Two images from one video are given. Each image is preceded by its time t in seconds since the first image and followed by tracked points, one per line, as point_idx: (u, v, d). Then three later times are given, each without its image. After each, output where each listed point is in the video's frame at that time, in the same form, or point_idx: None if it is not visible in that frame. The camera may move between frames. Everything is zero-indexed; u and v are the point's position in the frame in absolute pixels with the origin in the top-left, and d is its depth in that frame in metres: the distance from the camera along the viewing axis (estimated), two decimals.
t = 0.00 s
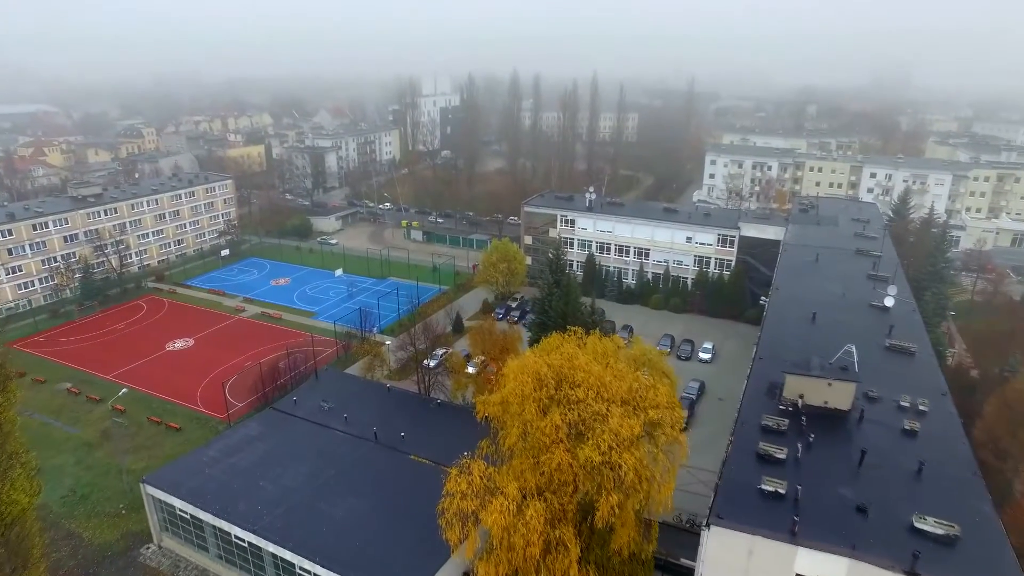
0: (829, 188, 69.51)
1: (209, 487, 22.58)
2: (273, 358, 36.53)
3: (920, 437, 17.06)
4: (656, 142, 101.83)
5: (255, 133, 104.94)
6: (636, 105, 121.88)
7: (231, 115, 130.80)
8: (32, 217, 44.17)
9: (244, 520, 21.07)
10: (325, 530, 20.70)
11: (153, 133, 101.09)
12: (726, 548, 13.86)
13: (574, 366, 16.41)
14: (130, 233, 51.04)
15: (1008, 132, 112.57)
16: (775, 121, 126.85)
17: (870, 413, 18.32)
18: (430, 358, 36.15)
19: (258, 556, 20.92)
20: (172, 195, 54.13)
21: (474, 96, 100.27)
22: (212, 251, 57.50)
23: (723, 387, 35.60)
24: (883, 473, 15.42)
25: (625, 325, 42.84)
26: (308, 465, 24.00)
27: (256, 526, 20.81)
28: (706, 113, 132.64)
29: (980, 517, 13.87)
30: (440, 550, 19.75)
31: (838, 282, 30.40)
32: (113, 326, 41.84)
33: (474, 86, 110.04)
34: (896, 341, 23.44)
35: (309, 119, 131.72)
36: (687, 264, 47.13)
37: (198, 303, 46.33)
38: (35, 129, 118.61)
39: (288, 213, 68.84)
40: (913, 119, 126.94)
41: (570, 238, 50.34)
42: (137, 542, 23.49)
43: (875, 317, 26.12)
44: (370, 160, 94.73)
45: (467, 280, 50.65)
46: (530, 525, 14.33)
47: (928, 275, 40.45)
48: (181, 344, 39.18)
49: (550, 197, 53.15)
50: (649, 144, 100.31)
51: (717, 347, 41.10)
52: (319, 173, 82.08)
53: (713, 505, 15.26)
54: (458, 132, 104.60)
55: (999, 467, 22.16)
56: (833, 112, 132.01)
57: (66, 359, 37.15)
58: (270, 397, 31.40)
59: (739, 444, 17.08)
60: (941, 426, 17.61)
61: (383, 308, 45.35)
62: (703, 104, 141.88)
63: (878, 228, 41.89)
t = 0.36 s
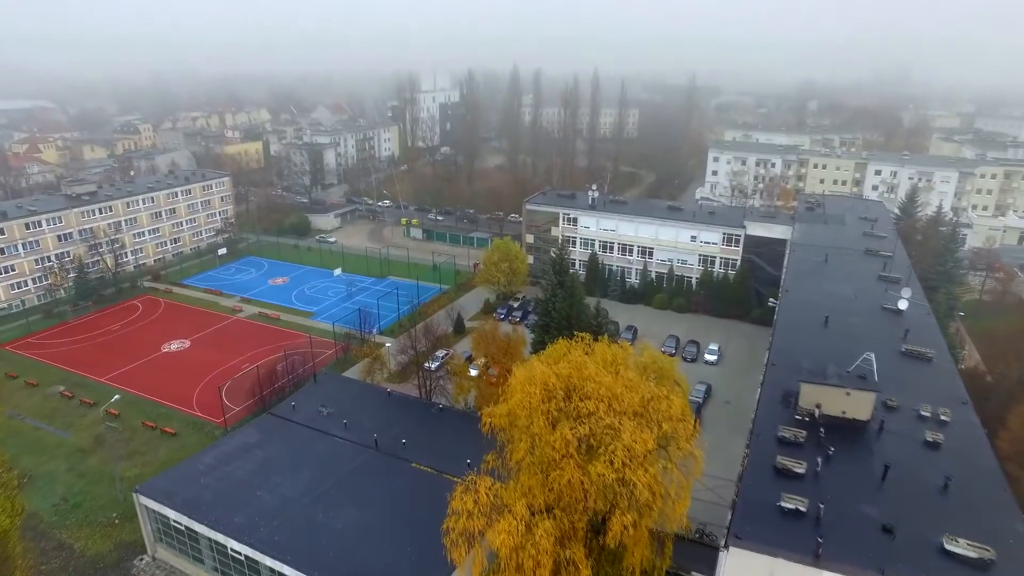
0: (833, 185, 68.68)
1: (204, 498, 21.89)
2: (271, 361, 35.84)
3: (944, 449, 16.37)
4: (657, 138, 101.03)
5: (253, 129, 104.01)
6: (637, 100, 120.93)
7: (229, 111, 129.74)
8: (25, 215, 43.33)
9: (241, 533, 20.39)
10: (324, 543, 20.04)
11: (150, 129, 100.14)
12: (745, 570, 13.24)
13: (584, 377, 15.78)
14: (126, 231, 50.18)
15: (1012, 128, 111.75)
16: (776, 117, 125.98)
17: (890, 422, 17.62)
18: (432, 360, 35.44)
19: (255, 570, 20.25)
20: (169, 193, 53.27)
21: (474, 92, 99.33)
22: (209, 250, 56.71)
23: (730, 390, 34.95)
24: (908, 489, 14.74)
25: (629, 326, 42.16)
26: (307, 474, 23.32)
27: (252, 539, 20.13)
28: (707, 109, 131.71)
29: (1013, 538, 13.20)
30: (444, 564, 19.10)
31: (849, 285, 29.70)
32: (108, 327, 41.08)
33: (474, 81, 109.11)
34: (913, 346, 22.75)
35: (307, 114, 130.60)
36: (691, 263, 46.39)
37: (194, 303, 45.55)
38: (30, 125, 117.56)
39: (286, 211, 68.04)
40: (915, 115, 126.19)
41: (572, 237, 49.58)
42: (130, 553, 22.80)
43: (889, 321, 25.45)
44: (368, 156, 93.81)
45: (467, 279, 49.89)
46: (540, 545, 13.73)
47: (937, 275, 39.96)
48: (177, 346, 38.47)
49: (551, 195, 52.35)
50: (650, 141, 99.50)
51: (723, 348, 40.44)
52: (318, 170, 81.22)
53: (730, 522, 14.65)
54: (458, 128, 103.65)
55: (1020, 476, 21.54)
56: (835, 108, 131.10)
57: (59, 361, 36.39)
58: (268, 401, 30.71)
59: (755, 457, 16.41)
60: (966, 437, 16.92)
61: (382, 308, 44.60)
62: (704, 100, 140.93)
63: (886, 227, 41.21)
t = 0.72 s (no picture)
0: (837, 183, 67.87)
1: (199, 509, 21.20)
2: (269, 363, 35.08)
3: (971, 464, 15.66)
4: (659, 135, 100.12)
5: (251, 125, 102.95)
6: (638, 96, 119.92)
7: (227, 107, 128.66)
8: (18, 214, 42.44)
9: (237, 547, 19.68)
10: (323, 558, 19.35)
11: (146, 126, 99.11)
12: None
13: (595, 390, 15.12)
14: (121, 230, 49.31)
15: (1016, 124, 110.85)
16: (779, 113, 125.03)
17: (912, 435, 16.92)
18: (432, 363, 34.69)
19: None
20: (165, 191, 52.39)
21: (474, 88, 98.33)
22: (206, 248, 55.89)
23: (737, 393, 34.26)
24: (936, 508, 14.04)
25: (634, 327, 41.43)
26: (305, 485, 22.63)
27: (249, 553, 19.43)
28: (708, 105, 130.71)
29: None
30: None
31: (861, 287, 28.97)
32: (103, 329, 40.26)
33: (474, 77, 108.04)
34: (931, 352, 22.03)
35: (306, 110, 129.59)
36: (696, 263, 45.68)
37: (191, 303, 44.73)
38: (25, 121, 116.42)
39: (284, 209, 67.20)
40: (918, 111, 125.33)
41: (575, 236, 48.83)
42: (124, 565, 22.12)
43: (904, 325, 24.74)
44: (367, 153, 92.87)
45: (468, 279, 49.09)
46: (551, 570, 13.09)
47: (948, 276, 39.36)
48: (173, 348, 37.70)
49: (554, 193, 51.55)
50: (652, 137, 98.59)
51: (729, 349, 39.75)
52: (316, 167, 80.32)
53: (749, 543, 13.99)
54: (458, 124, 102.72)
55: None
56: (838, 104, 130.18)
57: (52, 363, 35.63)
58: (265, 406, 30.00)
59: (773, 472, 15.71)
60: (992, 451, 16.21)
61: (382, 309, 43.86)
62: (705, 95, 139.89)
63: (895, 226, 40.48)
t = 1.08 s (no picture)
0: (842, 180, 67.05)
1: (194, 523, 20.49)
2: (267, 367, 34.36)
3: (1000, 480, 14.94)
4: (661, 131, 99.12)
5: (248, 122, 101.96)
6: (640, 92, 118.82)
7: (225, 103, 127.64)
8: (10, 213, 41.57)
9: (233, 563, 18.96)
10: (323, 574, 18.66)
11: (143, 122, 98.06)
12: None
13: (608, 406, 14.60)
14: (116, 229, 48.43)
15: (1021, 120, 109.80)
16: (781, 110, 123.96)
17: (937, 449, 16.19)
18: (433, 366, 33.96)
19: None
20: (161, 189, 51.48)
21: (474, 83, 97.31)
22: (203, 247, 55.04)
23: (745, 398, 33.54)
24: (968, 530, 13.31)
25: (638, 328, 40.74)
26: (304, 497, 21.90)
27: (245, 569, 18.70)
28: (710, 101, 129.65)
29: None
30: None
31: (874, 289, 28.23)
32: (97, 330, 39.45)
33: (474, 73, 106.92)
34: (950, 360, 21.27)
35: (304, 106, 128.55)
36: (701, 263, 44.94)
37: (187, 303, 43.93)
38: (21, 117, 115.30)
39: (282, 207, 66.41)
40: (920, 107, 124.37)
41: (578, 235, 48.08)
42: None
43: (920, 331, 23.99)
44: (367, 149, 91.92)
45: (470, 278, 48.31)
46: None
47: (958, 277, 38.68)
48: (169, 350, 36.93)
49: (556, 191, 50.74)
50: (654, 134, 97.61)
51: (735, 351, 39.04)
52: (315, 164, 79.43)
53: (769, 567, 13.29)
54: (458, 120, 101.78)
55: None
56: (840, 99, 129.12)
57: (45, 366, 34.87)
58: (262, 411, 29.27)
59: (793, 489, 15.00)
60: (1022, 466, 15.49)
61: (382, 310, 43.09)
62: (706, 91, 138.76)
63: (905, 226, 39.70)
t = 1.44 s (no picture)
0: (848, 178, 66.30)
1: (188, 537, 19.80)
2: (265, 370, 33.63)
3: None
4: (663, 127, 98.25)
5: (247, 118, 101.03)
6: (641, 88, 117.90)
7: (222, 99, 126.58)
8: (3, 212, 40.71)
9: None
10: None
11: (140, 118, 97.13)
12: None
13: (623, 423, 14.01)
14: (111, 228, 47.59)
15: None
16: (783, 106, 123.10)
17: (964, 465, 15.46)
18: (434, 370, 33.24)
19: None
20: (157, 187, 50.64)
21: (475, 79, 96.29)
22: (200, 246, 54.24)
23: (754, 402, 32.88)
24: (1003, 555, 12.56)
25: (643, 330, 40.06)
26: (301, 509, 21.22)
27: None
28: (712, 97, 128.63)
29: None
30: None
31: (887, 293, 27.48)
32: (92, 331, 38.69)
33: (474, 68, 105.97)
34: (971, 368, 20.53)
35: (302, 102, 127.42)
36: (707, 262, 44.20)
37: (184, 304, 43.17)
38: (17, 113, 114.30)
39: (281, 205, 65.61)
40: (924, 103, 123.51)
41: (582, 234, 47.35)
42: None
43: (938, 337, 23.24)
44: (366, 146, 91.07)
45: (471, 278, 47.54)
46: None
47: (970, 277, 37.96)
48: (165, 352, 36.21)
49: (559, 189, 50.00)
50: (656, 130, 96.75)
51: (742, 353, 38.36)
52: (314, 161, 78.54)
53: None
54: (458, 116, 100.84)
55: None
56: (843, 95, 128.12)
57: (38, 370, 34.12)
58: (260, 417, 28.54)
59: (815, 508, 14.28)
60: None
61: (382, 310, 42.34)
62: (708, 87, 137.77)
63: (916, 225, 38.95)
